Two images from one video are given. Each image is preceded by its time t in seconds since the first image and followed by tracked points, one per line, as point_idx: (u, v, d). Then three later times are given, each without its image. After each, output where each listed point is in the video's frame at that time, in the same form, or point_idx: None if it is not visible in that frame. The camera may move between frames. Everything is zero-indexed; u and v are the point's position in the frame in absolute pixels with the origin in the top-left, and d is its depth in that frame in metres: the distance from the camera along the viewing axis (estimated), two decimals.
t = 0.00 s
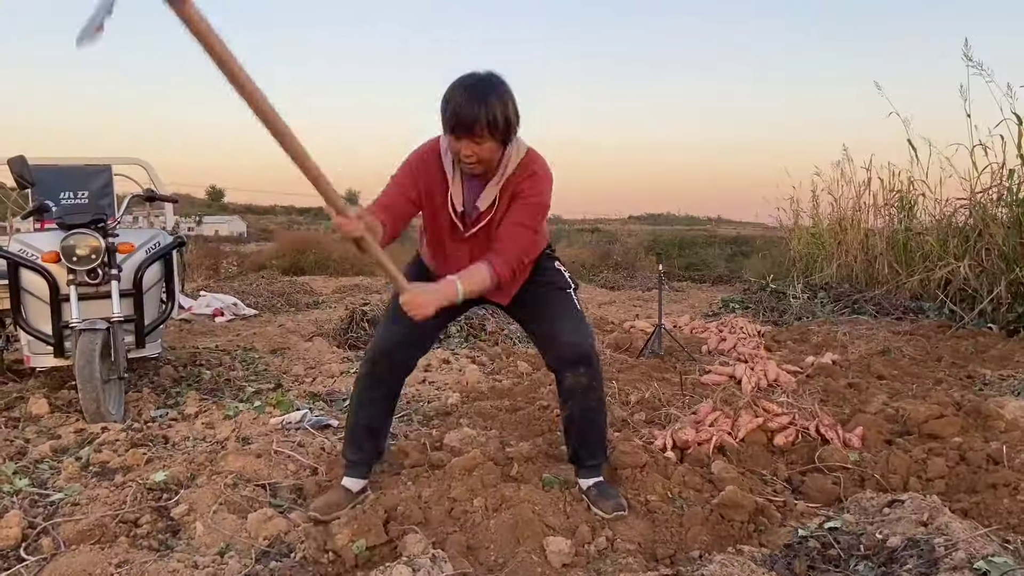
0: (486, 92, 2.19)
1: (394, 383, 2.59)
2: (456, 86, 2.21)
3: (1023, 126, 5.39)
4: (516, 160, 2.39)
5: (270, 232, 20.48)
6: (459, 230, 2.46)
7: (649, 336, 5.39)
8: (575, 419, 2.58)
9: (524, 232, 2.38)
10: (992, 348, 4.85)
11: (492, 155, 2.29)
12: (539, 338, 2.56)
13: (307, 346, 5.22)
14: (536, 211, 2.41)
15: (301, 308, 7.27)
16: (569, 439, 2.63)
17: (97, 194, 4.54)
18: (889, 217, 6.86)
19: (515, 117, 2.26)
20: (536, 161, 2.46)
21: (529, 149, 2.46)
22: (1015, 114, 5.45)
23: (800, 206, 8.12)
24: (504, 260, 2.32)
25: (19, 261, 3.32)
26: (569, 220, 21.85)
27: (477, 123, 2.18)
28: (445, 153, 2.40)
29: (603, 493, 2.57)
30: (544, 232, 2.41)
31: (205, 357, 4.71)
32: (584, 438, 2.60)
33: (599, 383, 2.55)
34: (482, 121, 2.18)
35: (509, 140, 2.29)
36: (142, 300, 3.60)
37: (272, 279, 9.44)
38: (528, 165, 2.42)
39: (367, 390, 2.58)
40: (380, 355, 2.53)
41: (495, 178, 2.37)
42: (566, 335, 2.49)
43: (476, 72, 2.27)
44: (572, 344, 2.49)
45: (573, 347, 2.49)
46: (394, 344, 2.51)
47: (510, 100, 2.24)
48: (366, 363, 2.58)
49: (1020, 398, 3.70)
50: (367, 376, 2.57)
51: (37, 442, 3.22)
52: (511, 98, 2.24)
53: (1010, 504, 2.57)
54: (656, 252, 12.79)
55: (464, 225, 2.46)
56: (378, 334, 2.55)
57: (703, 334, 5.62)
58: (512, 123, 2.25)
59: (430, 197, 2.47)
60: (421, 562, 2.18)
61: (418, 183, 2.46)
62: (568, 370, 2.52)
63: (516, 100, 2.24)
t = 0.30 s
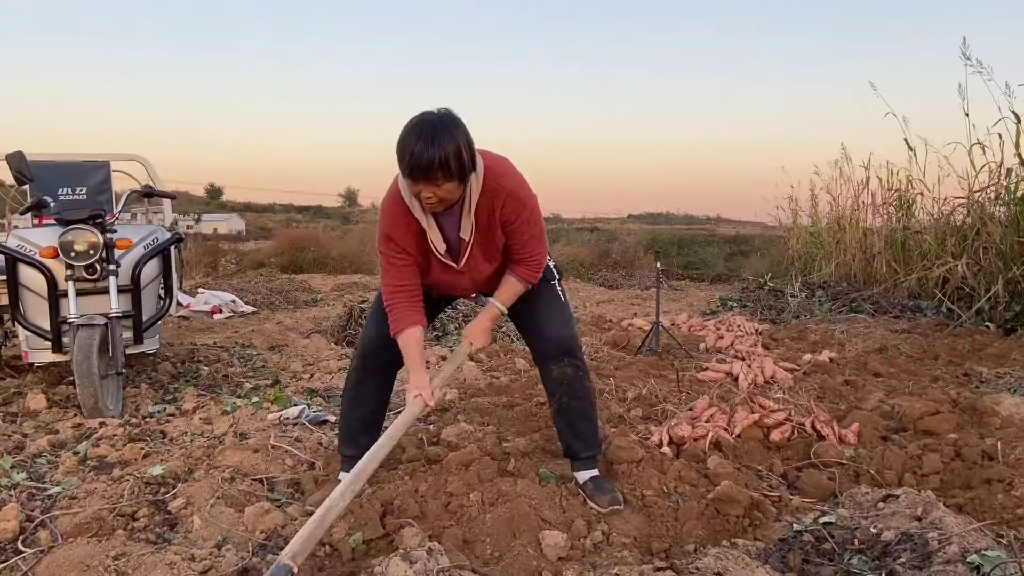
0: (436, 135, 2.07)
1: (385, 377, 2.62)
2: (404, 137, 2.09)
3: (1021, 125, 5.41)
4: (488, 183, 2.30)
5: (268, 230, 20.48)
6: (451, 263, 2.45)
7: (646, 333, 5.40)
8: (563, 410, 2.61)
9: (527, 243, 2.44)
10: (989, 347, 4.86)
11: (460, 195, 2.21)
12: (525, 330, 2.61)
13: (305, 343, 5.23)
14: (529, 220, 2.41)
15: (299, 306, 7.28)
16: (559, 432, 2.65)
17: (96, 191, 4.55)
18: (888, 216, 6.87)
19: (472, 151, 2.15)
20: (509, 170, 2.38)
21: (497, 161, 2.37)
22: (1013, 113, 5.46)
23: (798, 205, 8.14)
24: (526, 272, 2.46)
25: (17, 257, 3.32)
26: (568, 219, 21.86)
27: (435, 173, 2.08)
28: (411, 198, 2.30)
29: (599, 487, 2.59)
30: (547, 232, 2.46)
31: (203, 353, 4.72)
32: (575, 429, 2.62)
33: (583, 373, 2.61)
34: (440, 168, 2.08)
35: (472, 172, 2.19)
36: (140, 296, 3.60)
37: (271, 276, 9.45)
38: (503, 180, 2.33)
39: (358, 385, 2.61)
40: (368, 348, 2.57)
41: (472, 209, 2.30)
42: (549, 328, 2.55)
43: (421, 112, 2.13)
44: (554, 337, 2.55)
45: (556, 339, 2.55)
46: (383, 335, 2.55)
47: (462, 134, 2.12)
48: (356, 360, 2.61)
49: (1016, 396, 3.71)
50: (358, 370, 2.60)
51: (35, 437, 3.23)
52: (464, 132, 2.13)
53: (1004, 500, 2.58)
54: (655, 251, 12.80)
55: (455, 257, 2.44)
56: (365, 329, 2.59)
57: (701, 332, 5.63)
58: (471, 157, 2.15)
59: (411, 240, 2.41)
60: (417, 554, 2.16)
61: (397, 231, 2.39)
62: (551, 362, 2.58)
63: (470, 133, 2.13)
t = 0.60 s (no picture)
0: (419, 132, 2.09)
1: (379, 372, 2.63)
2: (388, 134, 2.12)
3: (1019, 123, 5.42)
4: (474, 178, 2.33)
5: (267, 229, 20.49)
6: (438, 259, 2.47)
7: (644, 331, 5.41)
8: (557, 405, 2.63)
9: (513, 238, 2.45)
10: (986, 344, 4.87)
11: (445, 190, 2.23)
12: (517, 326, 2.62)
13: (303, 340, 5.24)
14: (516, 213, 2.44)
15: (298, 304, 7.29)
16: (554, 426, 2.67)
17: (95, 188, 4.56)
18: (886, 215, 6.88)
19: (456, 146, 2.18)
20: (494, 164, 2.41)
21: (483, 156, 2.39)
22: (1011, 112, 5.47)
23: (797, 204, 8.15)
24: (509, 263, 2.47)
25: (15, 253, 3.33)
26: (567, 218, 21.87)
27: (420, 168, 2.11)
28: (396, 194, 2.33)
29: (596, 482, 2.60)
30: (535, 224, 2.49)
31: (202, 350, 4.73)
32: (569, 423, 2.64)
33: (576, 369, 2.62)
34: (424, 164, 2.10)
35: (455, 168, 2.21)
36: (139, 292, 3.61)
37: (271, 275, 9.47)
38: (489, 174, 2.36)
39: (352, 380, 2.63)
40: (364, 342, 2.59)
41: (458, 204, 2.32)
42: (540, 322, 2.56)
43: (404, 109, 2.15)
44: (546, 332, 2.56)
45: (547, 334, 2.57)
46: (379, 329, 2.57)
47: (444, 131, 2.14)
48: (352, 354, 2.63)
49: (1013, 392, 3.73)
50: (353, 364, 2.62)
51: (34, 432, 3.24)
52: (447, 127, 2.16)
53: (999, 494, 2.59)
54: (654, 249, 12.81)
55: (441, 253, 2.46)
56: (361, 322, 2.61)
57: (699, 330, 5.64)
58: (455, 152, 2.17)
59: (397, 236, 2.43)
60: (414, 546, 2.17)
61: (383, 227, 2.41)
62: (543, 357, 2.60)
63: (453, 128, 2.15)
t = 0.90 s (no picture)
0: (404, 89, 2.13)
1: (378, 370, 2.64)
2: (374, 93, 2.16)
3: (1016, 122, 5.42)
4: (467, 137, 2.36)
5: (265, 227, 20.48)
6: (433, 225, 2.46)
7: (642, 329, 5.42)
8: (552, 400, 2.63)
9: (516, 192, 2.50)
10: (983, 343, 4.88)
11: (433, 146, 2.25)
12: (511, 319, 2.63)
13: (301, 339, 5.25)
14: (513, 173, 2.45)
15: (296, 303, 7.29)
16: (551, 422, 2.68)
17: (92, 186, 4.57)
18: (883, 214, 6.89)
19: (443, 103, 2.21)
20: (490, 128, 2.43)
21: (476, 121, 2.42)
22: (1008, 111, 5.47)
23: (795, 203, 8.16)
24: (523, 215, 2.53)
25: (12, 252, 3.33)
26: (566, 216, 21.87)
27: (408, 124, 2.14)
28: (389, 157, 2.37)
29: (593, 480, 2.60)
30: (534, 186, 2.49)
31: (199, 349, 4.73)
32: (565, 419, 2.64)
33: (570, 363, 2.62)
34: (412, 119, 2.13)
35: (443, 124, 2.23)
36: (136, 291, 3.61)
37: (269, 274, 9.46)
38: (484, 135, 2.39)
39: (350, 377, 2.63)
40: (363, 338, 2.59)
41: (451, 162, 2.34)
42: (532, 319, 2.57)
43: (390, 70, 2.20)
44: (538, 328, 2.57)
45: (540, 327, 2.57)
46: (378, 324, 2.59)
47: (431, 85, 2.18)
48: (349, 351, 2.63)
49: (1009, 391, 3.73)
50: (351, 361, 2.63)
51: (31, 431, 3.24)
52: (433, 85, 2.19)
53: (994, 492, 2.60)
54: (652, 249, 12.82)
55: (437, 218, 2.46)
56: (360, 319, 2.63)
57: (696, 328, 5.65)
58: (443, 110, 2.21)
59: (392, 201, 2.46)
60: (410, 544, 2.17)
61: (378, 194, 2.45)
62: (536, 352, 2.60)
63: (440, 84, 2.19)
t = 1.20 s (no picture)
0: (393, 19, 2.13)
1: (369, 369, 2.63)
2: (363, 23, 2.16)
3: (1013, 120, 5.42)
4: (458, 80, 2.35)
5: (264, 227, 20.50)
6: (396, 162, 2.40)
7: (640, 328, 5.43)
8: (551, 409, 2.59)
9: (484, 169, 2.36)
10: (980, 340, 4.89)
11: (421, 79, 2.25)
12: (508, 329, 2.55)
13: (300, 338, 5.25)
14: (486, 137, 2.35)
15: (295, 302, 7.30)
16: (549, 428, 2.65)
17: (91, 185, 4.58)
18: (881, 212, 6.90)
19: (433, 34, 2.21)
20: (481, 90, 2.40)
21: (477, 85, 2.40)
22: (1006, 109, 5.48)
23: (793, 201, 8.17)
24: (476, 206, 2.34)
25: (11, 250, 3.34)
26: (564, 215, 21.89)
27: (399, 53, 2.14)
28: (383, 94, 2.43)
29: (590, 476, 2.61)
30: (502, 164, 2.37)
31: (198, 348, 4.74)
32: (563, 424, 2.62)
33: (569, 373, 2.56)
34: (401, 48, 2.14)
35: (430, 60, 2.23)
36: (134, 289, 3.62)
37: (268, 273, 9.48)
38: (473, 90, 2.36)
39: (342, 374, 2.63)
40: (350, 340, 2.57)
41: (432, 104, 2.31)
42: (530, 326, 2.49)
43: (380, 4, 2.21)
44: (536, 335, 2.49)
45: (538, 336, 2.48)
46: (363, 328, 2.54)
47: (421, 20, 2.18)
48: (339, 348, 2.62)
49: (1006, 388, 3.74)
50: (342, 360, 2.62)
51: (30, 429, 3.24)
52: (422, 15, 2.19)
53: (990, 487, 2.61)
54: (651, 247, 12.84)
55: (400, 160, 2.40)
56: (349, 317, 2.59)
57: (694, 327, 5.66)
58: (432, 40, 2.20)
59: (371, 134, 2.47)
60: (408, 540, 2.17)
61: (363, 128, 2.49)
62: (536, 361, 2.52)
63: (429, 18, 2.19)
